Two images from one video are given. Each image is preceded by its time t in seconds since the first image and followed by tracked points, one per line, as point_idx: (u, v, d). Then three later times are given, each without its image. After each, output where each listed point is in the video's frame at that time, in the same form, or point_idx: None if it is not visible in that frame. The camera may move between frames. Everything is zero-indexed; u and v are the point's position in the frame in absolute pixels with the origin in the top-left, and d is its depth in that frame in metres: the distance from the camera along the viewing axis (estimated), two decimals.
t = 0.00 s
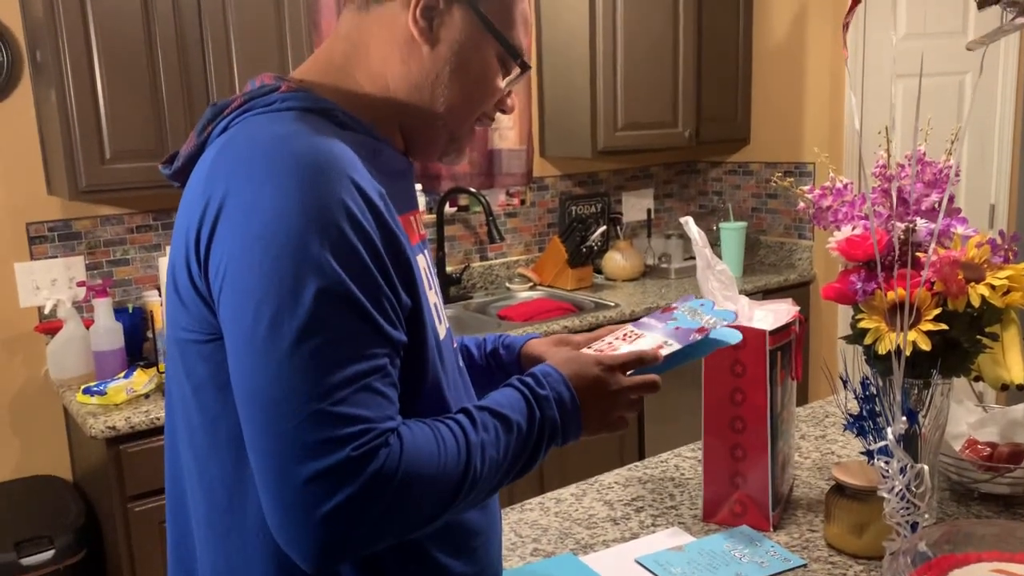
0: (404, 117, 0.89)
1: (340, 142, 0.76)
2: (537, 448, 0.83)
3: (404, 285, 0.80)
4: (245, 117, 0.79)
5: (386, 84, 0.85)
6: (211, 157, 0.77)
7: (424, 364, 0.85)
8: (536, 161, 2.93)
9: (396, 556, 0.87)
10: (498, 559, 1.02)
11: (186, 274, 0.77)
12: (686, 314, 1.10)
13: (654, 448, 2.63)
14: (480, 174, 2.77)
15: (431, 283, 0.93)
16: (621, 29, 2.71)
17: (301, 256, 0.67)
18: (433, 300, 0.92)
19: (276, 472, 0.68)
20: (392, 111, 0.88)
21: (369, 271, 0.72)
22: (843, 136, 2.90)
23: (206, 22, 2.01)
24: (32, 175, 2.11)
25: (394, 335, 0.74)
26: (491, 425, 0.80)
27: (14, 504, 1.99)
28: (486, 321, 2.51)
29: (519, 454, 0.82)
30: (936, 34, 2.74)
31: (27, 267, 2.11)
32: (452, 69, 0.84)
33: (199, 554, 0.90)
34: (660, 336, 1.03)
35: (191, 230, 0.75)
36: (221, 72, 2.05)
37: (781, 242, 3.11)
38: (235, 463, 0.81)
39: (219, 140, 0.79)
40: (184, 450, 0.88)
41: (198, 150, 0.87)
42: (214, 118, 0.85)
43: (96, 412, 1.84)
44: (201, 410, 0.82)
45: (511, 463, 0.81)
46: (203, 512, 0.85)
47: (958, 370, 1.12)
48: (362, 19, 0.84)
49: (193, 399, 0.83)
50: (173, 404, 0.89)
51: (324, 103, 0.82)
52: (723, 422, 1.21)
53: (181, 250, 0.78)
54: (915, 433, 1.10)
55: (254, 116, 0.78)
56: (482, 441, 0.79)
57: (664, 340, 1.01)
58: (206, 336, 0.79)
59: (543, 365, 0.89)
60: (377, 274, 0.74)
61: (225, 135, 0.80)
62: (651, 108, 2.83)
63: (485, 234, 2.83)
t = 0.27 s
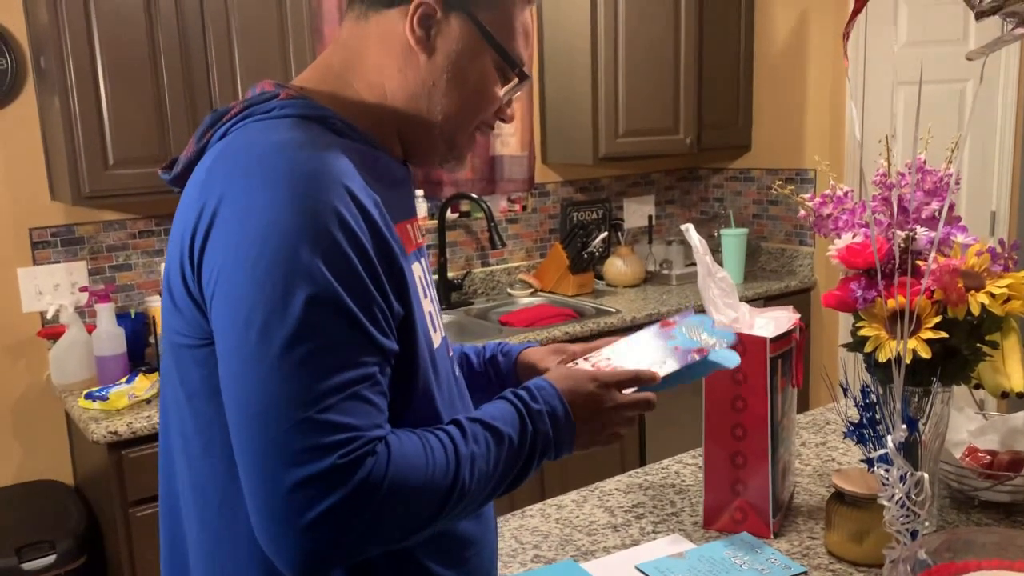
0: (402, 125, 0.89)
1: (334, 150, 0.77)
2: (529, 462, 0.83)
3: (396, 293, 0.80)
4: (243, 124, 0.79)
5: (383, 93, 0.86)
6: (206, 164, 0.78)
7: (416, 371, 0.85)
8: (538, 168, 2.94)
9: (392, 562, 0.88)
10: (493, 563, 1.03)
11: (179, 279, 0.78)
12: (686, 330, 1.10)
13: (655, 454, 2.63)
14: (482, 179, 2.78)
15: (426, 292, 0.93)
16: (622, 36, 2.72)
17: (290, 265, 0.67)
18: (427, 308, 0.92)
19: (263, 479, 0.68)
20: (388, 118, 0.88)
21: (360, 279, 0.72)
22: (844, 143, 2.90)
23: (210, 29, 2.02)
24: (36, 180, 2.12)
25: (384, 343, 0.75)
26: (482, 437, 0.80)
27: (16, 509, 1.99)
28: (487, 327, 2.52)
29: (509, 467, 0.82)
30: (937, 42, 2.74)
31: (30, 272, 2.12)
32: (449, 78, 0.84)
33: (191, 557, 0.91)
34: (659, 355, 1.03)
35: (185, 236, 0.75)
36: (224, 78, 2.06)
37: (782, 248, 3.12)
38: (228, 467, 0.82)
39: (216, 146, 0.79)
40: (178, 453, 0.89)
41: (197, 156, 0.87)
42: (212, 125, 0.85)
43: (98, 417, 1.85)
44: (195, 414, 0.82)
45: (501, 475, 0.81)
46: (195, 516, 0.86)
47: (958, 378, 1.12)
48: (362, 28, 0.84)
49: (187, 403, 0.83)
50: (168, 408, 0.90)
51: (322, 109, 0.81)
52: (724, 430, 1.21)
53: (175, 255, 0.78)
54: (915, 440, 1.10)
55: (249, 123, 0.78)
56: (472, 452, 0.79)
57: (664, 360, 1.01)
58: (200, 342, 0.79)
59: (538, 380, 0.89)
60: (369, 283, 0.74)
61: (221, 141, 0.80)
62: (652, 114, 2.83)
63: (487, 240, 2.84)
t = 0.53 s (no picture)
0: (402, 131, 0.89)
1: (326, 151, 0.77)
2: (520, 473, 0.83)
3: (387, 295, 0.80)
4: (241, 125, 0.78)
5: (385, 98, 0.86)
6: (199, 164, 0.78)
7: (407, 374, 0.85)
8: (541, 173, 2.94)
9: (395, 566, 0.88)
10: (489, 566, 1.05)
11: (171, 278, 0.78)
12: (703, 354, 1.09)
13: (659, 460, 2.63)
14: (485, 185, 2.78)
15: (423, 299, 0.92)
16: (626, 43, 2.73)
17: (278, 264, 0.67)
18: (423, 315, 0.91)
19: (247, 479, 0.68)
20: (387, 123, 0.88)
21: (349, 281, 0.72)
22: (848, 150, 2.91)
23: (215, 35, 2.03)
24: (41, 185, 2.13)
25: (373, 345, 0.75)
26: (470, 445, 0.81)
27: (20, 514, 1.99)
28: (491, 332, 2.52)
29: (497, 475, 0.82)
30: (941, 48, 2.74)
31: (35, 277, 2.12)
32: (451, 84, 0.84)
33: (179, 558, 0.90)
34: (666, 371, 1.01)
35: (176, 235, 0.75)
36: (229, 83, 2.06)
37: (785, 254, 3.12)
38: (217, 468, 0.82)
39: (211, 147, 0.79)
40: (169, 454, 0.89)
41: (197, 159, 0.87)
42: (215, 126, 0.84)
43: (102, 421, 1.85)
44: (185, 414, 0.82)
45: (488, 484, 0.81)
46: (184, 516, 0.86)
47: (963, 385, 1.12)
48: (367, 36, 0.85)
49: (179, 403, 0.83)
50: (160, 409, 0.90)
51: (322, 114, 0.81)
52: (729, 437, 1.21)
53: (166, 254, 0.78)
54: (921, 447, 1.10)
55: (243, 124, 0.78)
56: (459, 459, 0.79)
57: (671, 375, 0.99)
58: (191, 341, 0.79)
59: (527, 391, 0.89)
60: (358, 284, 0.74)
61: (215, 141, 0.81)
62: (656, 120, 2.84)
63: (491, 245, 2.84)
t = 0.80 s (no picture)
0: (417, 145, 0.89)
1: (338, 163, 0.77)
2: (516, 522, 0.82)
3: (397, 306, 0.80)
4: (250, 134, 0.78)
5: (397, 107, 0.86)
6: (209, 172, 0.78)
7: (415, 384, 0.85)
8: (546, 180, 2.95)
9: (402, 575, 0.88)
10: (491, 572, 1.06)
11: (179, 287, 0.78)
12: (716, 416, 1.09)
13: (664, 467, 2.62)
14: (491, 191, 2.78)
15: (430, 311, 0.92)
16: (631, 49, 2.73)
17: (290, 274, 0.67)
18: (431, 327, 0.91)
19: (252, 491, 0.68)
20: (403, 134, 0.88)
21: (360, 290, 0.72)
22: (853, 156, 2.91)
23: (222, 42, 2.04)
24: (48, 192, 2.14)
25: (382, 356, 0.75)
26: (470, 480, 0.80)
27: (25, 520, 2.00)
28: (495, 338, 2.52)
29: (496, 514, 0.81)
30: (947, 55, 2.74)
31: (41, 283, 2.13)
32: (465, 95, 0.85)
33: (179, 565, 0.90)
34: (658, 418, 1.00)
35: (186, 242, 0.75)
36: (235, 89, 2.07)
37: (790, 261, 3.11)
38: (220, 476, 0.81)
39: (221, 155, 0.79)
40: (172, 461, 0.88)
41: (206, 165, 0.87)
42: (223, 134, 0.85)
43: (108, 427, 1.85)
44: (191, 423, 0.82)
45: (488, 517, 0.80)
46: (185, 524, 0.85)
47: (970, 393, 1.12)
48: (378, 46, 0.85)
49: (185, 411, 0.83)
50: (164, 415, 0.90)
51: (331, 123, 0.81)
52: (735, 445, 1.20)
53: (174, 263, 0.78)
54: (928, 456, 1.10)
55: (254, 132, 0.78)
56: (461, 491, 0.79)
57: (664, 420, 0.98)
58: (198, 350, 0.79)
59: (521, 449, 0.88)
60: (369, 295, 0.74)
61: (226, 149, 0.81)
62: (661, 127, 2.84)
63: (495, 252, 2.84)
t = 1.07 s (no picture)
0: (428, 153, 0.89)
1: (355, 172, 0.77)
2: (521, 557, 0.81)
3: (414, 314, 0.81)
4: (265, 143, 0.79)
5: (408, 117, 0.86)
6: (224, 181, 0.78)
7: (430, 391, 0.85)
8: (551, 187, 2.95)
9: None
10: None
11: (194, 295, 0.78)
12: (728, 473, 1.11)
13: (668, 475, 2.62)
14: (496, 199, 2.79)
15: (440, 320, 0.93)
16: (636, 57, 2.74)
17: (314, 283, 0.67)
18: (441, 336, 0.92)
19: (277, 499, 0.68)
20: (417, 144, 0.88)
21: (383, 298, 0.73)
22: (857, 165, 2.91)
23: (228, 50, 2.05)
24: (55, 199, 2.15)
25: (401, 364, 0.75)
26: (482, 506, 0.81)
27: (29, 526, 2.00)
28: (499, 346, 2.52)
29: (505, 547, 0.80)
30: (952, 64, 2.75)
31: (47, 289, 2.14)
32: (476, 105, 0.86)
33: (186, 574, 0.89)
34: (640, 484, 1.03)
35: (203, 251, 0.75)
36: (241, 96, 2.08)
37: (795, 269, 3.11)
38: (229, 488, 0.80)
39: (235, 164, 0.79)
40: (179, 471, 0.87)
41: (217, 173, 0.88)
42: (234, 142, 0.85)
43: (113, 434, 1.85)
44: (202, 434, 0.80)
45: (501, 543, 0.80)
46: (193, 535, 0.84)
47: (975, 402, 1.12)
48: (385, 56, 0.85)
49: (194, 421, 0.82)
50: (172, 424, 0.89)
51: (345, 134, 0.81)
52: (739, 453, 1.20)
53: (190, 272, 0.78)
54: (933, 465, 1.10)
55: (269, 142, 0.78)
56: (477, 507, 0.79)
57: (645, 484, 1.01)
58: (211, 360, 0.78)
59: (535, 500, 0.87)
60: (390, 303, 0.74)
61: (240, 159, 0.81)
62: (665, 135, 2.84)
63: (500, 259, 2.85)
